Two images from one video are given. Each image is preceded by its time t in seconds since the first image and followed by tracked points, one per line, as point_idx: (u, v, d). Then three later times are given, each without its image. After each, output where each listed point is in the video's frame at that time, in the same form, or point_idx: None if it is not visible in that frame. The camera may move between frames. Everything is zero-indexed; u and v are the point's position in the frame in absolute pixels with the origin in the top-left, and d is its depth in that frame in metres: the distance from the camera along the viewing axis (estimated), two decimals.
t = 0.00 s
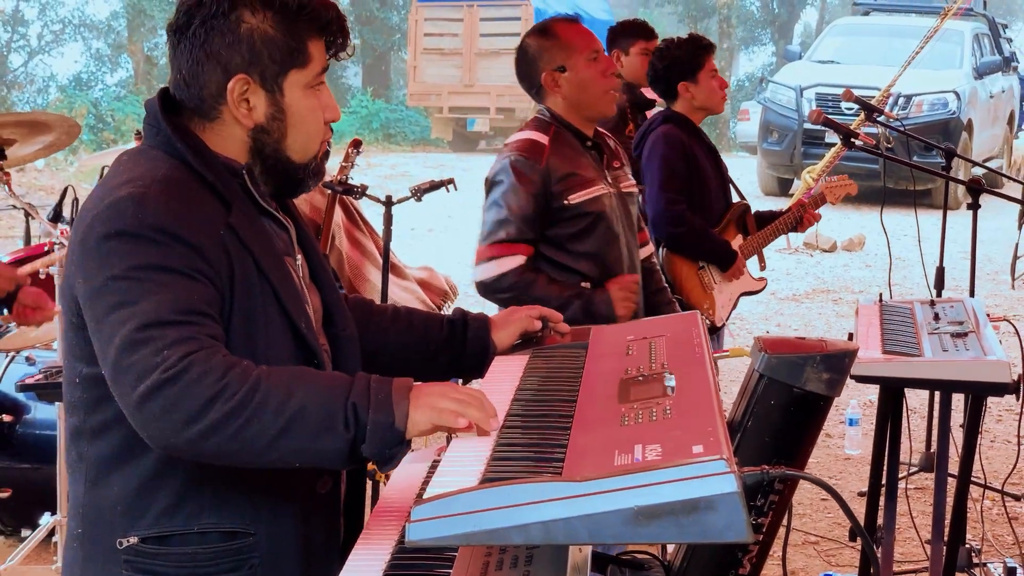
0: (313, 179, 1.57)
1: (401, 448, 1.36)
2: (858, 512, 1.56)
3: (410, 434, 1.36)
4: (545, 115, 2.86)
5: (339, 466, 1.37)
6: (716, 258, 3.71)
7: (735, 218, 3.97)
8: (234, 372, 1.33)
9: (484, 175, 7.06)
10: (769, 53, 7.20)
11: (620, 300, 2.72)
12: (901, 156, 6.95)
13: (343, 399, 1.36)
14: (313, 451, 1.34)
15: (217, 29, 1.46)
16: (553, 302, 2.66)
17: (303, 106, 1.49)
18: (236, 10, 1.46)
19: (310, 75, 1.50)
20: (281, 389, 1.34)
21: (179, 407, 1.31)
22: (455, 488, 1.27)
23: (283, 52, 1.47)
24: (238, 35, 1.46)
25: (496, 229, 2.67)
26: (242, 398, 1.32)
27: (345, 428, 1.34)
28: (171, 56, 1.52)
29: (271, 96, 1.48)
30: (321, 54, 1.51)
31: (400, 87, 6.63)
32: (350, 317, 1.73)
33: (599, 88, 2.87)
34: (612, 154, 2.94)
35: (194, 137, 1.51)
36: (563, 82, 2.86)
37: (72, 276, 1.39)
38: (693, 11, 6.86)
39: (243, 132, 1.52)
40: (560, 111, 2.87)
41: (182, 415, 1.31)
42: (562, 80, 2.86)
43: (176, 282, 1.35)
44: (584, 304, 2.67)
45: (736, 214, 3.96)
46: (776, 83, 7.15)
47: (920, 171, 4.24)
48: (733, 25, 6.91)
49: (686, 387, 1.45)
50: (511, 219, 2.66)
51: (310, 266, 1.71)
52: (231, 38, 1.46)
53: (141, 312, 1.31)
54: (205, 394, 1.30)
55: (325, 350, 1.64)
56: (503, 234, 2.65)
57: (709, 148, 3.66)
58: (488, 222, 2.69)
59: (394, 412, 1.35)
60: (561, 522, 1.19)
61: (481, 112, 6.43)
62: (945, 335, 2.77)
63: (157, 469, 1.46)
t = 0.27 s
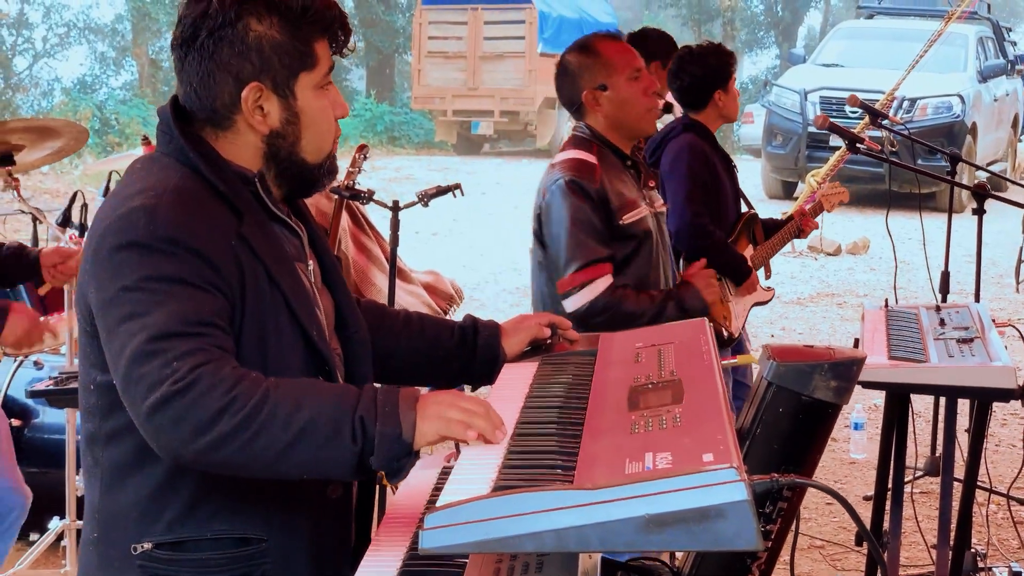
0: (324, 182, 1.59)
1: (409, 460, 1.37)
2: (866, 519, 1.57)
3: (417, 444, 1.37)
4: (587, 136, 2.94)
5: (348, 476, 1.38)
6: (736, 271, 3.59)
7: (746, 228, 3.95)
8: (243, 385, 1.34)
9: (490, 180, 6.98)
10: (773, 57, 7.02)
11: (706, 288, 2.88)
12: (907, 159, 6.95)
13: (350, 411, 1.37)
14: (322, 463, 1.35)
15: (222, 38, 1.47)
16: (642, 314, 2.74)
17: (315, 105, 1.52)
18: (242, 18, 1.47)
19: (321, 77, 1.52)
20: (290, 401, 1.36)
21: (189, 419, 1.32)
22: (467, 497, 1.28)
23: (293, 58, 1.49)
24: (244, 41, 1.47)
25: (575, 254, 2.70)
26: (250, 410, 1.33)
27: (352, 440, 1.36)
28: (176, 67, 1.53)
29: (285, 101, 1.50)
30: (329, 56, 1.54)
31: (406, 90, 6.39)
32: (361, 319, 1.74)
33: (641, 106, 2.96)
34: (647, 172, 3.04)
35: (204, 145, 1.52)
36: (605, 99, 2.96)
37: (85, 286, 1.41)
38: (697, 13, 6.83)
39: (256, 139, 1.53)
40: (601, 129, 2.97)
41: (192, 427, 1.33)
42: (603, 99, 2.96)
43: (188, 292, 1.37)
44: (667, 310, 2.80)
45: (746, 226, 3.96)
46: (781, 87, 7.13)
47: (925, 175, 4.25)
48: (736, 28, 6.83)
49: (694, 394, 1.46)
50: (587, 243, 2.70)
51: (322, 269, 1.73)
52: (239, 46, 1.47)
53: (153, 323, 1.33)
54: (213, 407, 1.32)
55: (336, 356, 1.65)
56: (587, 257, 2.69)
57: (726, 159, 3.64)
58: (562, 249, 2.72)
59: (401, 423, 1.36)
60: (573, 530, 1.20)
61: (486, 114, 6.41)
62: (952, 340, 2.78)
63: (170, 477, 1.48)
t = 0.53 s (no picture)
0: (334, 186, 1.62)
1: (420, 465, 1.39)
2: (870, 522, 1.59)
3: (426, 450, 1.39)
4: (614, 132, 2.96)
5: (357, 485, 1.40)
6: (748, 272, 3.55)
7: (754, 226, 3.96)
8: (253, 399, 1.36)
9: (493, 183, 7.04)
10: (776, 59, 7.04)
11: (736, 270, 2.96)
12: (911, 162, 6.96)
13: (358, 422, 1.39)
14: (331, 474, 1.37)
15: (235, 52, 1.49)
16: (683, 298, 2.78)
17: (328, 115, 1.54)
18: (255, 32, 1.49)
19: (332, 86, 1.54)
20: (299, 415, 1.38)
21: (200, 432, 1.34)
22: (475, 500, 1.30)
23: (306, 69, 1.51)
24: (255, 54, 1.49)
25: (611, 246, 2.72)
26: (258, 424, 1.36)
27: (361, 449, 1.38)
28: (189, 81, 1.55)
29: (298, 112, 1.52)
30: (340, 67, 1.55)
31: (410, 92, 6.41)
32: (373, 326, 1.76)
33: (666, 105, 2.98)
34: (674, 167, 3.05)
35: (217, 156, 1.54)
36: (631, 99, 2.97)
37: (98, 297, 1.43)
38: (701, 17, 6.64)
39: (270, 150, 1.55)
40: (626, 127, 2.97)
41: (202, 441, 1.35)
42: (629, 97, 2.97)
43: (200, 305, 1.38)
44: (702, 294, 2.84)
45: (756, 224, 4.00)
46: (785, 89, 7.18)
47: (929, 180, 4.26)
48: (740, 30, 6.72)
49: (701, 398, 1.48)
50: (625, 234, 2.73)
51: (333, 274, 1.75)
52: (252, 58, 1.49)
53: (165, 338, 1.34)
54: (224, 419, 1.34)
55: (347, 365, 1.67)
56: (628, 246, 2.71)
57: (733, 160, 3.64)
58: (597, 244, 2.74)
59: (409, 430, 1.38)
60: (581, 533, 1.22)
61: (489, 118, 6.43)
62: (955, 344, 2.79)
63: (182, 485, 1.49)
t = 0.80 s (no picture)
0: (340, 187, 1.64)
1: (424, 469, 1.41)
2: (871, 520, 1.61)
3: (431, 455, 1.41)
4: (605, 142, 2.96)
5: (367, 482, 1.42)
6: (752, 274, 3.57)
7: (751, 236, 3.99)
8: (265, 393, 1.39)
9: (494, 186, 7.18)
10: (775, 63, 7.49)
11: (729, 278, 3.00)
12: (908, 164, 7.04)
13: (366, 420, 1.41)
14: (340, 469, 1.39)
15: (241, 52, 1.51)
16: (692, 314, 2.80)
17: (335, 113, 1.56)
18: (262, 32, 1.51)
19: (338, 85, 1.56)
20: (309, 409, 1.40)
21: (212, 427, 1.37)
22: (482, 497, 1.32)
23: (313, 69, 1.53)
24: (261, 54, 1.51)
25: (627, 265, 2.72)
26: (273, 417, 1.38)
27: (370, 451, 1.40)
28: (197, 81, 1.57)
29: (305, 111, 1.54)
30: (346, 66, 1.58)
31: (410, 96, 6.51)
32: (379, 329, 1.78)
33: (663, 124, 2.99)
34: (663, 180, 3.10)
35: (227, 153, 1.56)
36: (629, 113, 2.99)
37: (111, 293, 1.45)
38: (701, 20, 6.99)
39: (278, 150, 1.57)
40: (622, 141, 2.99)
41: (214, 434, 1.37)
42: (627, 111, 2.99)
43: (211, 301, 1.41)
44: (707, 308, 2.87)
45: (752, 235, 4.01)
46: (786, 93, 7.54)
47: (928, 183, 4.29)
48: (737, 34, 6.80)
49: (703, 398, 1.50)
50: (639, 252, 2.74)
51: (340, 274, 1.77)
52: (259, 58, 1.51)
53: (177, 332, 1.37)
54: (236, 413, 1.36)
55: (356, 363, 1.69)
56: (643, 266, 2.72)
57: (733, 166, 3.68)
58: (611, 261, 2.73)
59: (415, 435, 1.40)
60: (586, 528, 1.24)
61: (490, 121, 6.56)
62: (954, 345, 2.81)
63: (194, 480, 1.51)
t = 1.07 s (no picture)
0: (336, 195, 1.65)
1: (428, 457, 1.42)
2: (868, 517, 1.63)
3: (435, 441, 1.43)
4: (574, 132, 2.89)
5: (369, 477, 1.45)
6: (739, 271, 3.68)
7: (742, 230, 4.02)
8: (269, 390, 1.41)
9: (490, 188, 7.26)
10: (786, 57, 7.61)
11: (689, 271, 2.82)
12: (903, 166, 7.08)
13: (370, 414, 1.43)
14: (344, 466, 1.42)
15: (242, 59, 1.53)
16: (635, 298, 2.69)
17: (336, 123, 1.58)
18: (265, 41, 1.53)
19: (339, 95, 1.58)
20: (314, 407, 1.42)
21: (217, 426, 1.39)
22: (484, 495, 1.34)
23: (314, 78, 1.55)
24: (262, 62, 1.53)
25: (565, 246, 2.65)
26: (279, 415, 1.40)
27: (375, 439, 1.42)
28: (201, 88, 1.59)
29: (305, 118, 1.56)
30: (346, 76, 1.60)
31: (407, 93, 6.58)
32: (380, 331, 1.79)
33: (614, 114, 2.89)
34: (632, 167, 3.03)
35: (231, 160, 1.58)
36: (583, 102, 2.92)
37: (117, 296, 1.47)
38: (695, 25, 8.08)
39: (279, 157, 1.59)
40: (584, 127, 2.91)
41: (220, 433, 1.39)
42: (582, 100, 2.92)
43: (216, 303, 1.43)
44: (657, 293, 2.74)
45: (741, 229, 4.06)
46: (781, 97, 8.44)
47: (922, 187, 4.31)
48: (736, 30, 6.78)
49: (701, 398, 1.53)
50: (581, 233, 2.66)
51: (341, 279, 1.80)
52: (260, 66, 1.53)
53: (183, 332, 1.39)
54: (241, 412, 1.39)
55: (358, 365, 1.71)
56: (579, 246, 2.65)
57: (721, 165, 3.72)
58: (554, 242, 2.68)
59: (420, 420, 1.42)
60: (589, 525, 1.26)
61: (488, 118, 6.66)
62: (949, 347, 2.84)
63: (199, 480, 1.54)
